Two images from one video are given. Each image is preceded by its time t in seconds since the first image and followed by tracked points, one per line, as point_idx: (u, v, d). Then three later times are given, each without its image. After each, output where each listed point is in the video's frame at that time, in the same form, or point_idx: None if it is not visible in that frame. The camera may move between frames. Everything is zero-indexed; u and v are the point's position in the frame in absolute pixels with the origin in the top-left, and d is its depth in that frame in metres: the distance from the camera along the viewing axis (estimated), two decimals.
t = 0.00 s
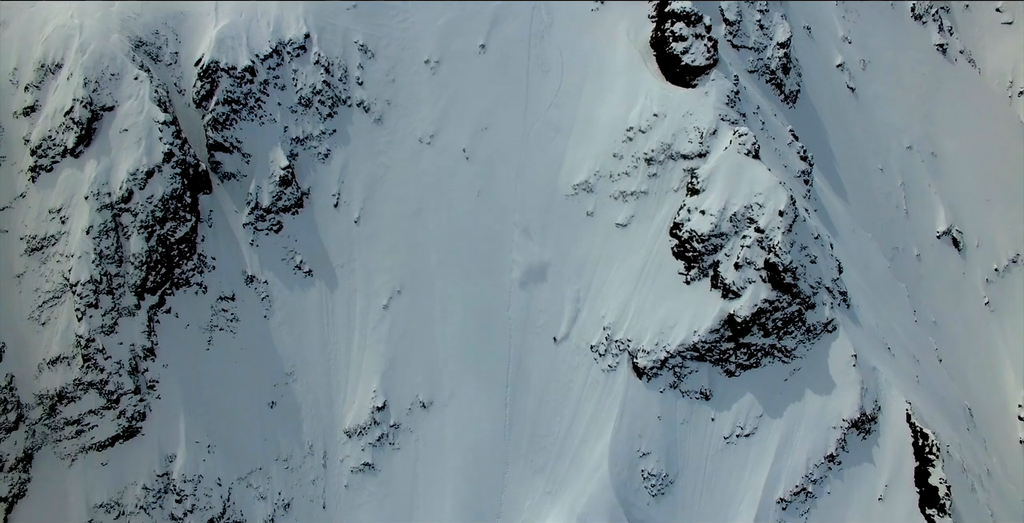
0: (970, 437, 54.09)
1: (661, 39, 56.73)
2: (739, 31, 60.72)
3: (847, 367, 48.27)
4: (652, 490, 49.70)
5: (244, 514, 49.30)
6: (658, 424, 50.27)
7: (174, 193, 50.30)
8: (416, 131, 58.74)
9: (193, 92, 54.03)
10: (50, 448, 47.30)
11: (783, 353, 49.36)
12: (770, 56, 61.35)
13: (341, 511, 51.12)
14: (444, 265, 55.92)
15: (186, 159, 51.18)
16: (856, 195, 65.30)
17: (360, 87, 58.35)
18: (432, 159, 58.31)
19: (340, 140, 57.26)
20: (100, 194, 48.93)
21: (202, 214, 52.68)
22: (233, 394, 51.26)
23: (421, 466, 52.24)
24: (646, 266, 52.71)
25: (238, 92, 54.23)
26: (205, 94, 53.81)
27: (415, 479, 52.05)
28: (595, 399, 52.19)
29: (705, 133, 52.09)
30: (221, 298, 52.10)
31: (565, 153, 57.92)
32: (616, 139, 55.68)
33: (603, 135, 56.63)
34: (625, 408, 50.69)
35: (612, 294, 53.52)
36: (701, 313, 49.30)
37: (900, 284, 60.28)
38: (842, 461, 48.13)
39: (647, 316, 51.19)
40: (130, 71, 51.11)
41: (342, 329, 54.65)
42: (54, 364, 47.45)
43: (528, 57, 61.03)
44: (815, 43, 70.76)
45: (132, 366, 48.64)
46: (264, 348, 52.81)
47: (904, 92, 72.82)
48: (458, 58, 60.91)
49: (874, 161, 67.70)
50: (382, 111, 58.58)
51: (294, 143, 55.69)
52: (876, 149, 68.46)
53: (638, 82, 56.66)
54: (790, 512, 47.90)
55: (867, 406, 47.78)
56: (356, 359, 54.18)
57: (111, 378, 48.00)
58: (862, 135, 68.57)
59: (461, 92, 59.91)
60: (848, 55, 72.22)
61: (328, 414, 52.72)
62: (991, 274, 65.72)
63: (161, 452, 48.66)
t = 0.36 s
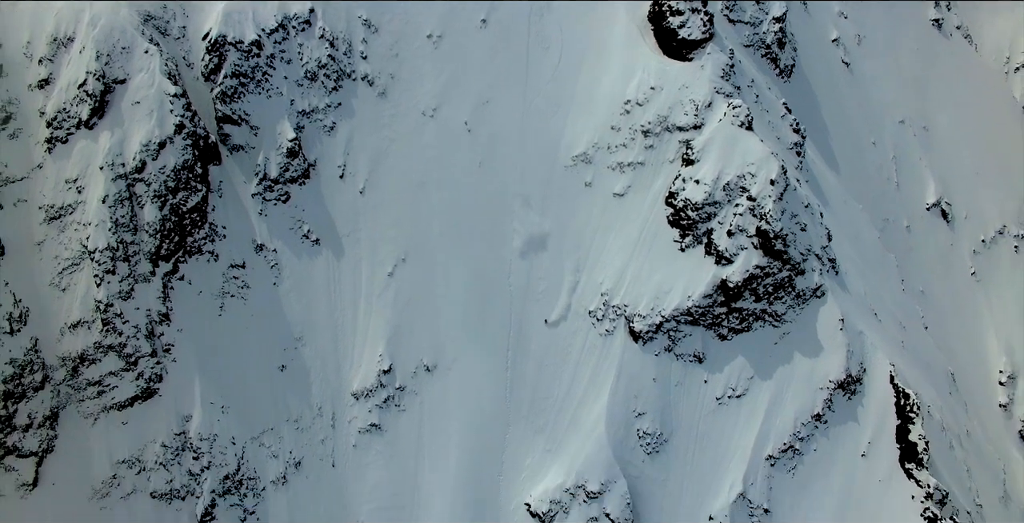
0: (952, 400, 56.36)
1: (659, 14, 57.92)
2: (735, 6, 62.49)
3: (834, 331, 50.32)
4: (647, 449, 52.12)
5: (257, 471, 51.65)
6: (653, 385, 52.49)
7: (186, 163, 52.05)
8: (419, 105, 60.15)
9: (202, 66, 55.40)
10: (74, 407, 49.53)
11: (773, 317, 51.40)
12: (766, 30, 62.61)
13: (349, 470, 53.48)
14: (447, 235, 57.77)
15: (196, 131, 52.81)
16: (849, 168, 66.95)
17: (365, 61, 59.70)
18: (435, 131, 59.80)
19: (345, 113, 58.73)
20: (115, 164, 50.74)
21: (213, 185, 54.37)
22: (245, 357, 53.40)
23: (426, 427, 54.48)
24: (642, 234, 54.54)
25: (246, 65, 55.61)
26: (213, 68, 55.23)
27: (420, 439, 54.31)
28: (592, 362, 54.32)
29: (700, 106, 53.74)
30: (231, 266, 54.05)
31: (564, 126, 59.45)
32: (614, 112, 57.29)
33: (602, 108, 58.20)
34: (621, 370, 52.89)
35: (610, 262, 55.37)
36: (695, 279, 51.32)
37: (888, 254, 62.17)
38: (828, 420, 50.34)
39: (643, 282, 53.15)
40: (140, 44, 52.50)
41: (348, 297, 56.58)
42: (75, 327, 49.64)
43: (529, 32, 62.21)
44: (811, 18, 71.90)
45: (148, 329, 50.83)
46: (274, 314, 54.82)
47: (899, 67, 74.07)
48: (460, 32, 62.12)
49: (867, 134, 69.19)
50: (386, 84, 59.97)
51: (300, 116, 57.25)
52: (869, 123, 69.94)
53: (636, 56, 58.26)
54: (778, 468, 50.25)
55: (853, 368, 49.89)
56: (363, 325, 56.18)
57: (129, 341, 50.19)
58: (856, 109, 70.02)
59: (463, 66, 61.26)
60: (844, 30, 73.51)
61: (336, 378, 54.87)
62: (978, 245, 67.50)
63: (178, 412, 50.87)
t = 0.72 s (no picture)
0: (937, 375, 58.33)
1: None
2: None
3: (823, 307, 52.18)
4: (643, 421, 54.01)
5: (267, 443, 53.63)
6: (650, 360, 54.39)
7: (197, 145, 53.70)
8: (422, 89, 61.73)
9: (210, 51, 56.91)
10: (91, 380, 51.39)
11: (765, 294, 53.29)
12: (760, 15, 65.07)
13: (356, 443, 55.44)
14: (449, 215, 59.52)
15: (206, 114, 54.43)
16: (841, 151, 68.66)
17: (368, 46, 61.22)
18: (437, 114, 61.42)
19: (350, 96, 60.30)
20: (129, 146, 52.36)
21: (222, 166, 56.04)
22: (254, 333, 55.26)
23: (429, 401, 56.39)
24: (639, 215, 56.29)
25: (253, 50, 57.12)
26: (221, 52, 56.70)
27: (424, 413, 56.24)
28: (590, 337, 56.25)
29: (694, 89, 55.35)
30: (241, 245, 55.84)
31: (562, 109, 61.02)
32: (612, 95, 58.94)
33: (600, 91, 59.84)
34: (618, 345, 54.77)
35: (607, 241, 57.15)
36: (689, 257, 53.13)
37: (878, 235, 64.04)
38: (817, 393, 52.19)
39: (640, 260, 55.00)
40: (151, 29, 54.09)
41: (354, 276, 58.42)
42: (92, 303, 51.36)
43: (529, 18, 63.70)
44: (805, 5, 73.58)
45: (162, 305, 52.62)
46: (283, 292, 56.66)
47: (891, 52, 75.64)
48: (461, 18, 63.64)
49: (859, 118, 70.82)
50: (389, 69, 61.56)
51: (306, 99, 58.76)
52: (861, 107, 71.54)
53: (633, 40, 59.87)
54: (769, 440, 52.12)
55: (842, 342, 51.77)
56: (368, 303, 58.01)
57: (144, 317, 51.98)
58: (848, 93, 71.67)
59: (464, 51, 62.79)
60: (837, 17, 75.14)
61: (342, 354, 56.78)
62: (966, 227, 69.13)
63: (191, 386, 52.75)
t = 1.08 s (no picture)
0: (926, 362, 59.93)
1: None
2: None
3: (814, 294, 53.83)
4: (639, 405, 55.65)
5: (274, 428, 55.16)
6: (646, 346, 56.02)
7: (207, 137, 55.33)
8: (424, 84, 63.38)
9: (219, 46, 58.53)
10: (104, 365, 53.00)
11: (758, 281, 54.95)
12: (755, 12, 67.17)
13: (360, 427, 56.94)
14: (452, 206, 61.12)
15: (215, 107, 56.05)
16: (834, 145, 70.37)
17: (373, 42, 62.86)
18: (440, 108, 63.08)
19: (355, 91, 61.95)
20: (141, 138, 54.01)
21: (231, 158, 57.66)
22: (262, 320, 56.87)
23: (431, 387, 57.92)
24: (636, 205, 57.97)
25: (261, 45, 58.71)
26: (230, 47, 58.33)
27: (426, 398, 57.79)
28: (589, 325, 57.89)
29: (690, 83, 57.09)
30: (249, 235, 57.46)
31: (561, 104, 62.69)
32: (610, 90, 60.66)
33: (598, 85, 61.52)
34: (615, 332, 56.42)
35: (605, 231, 58.81)
36: (684, 245, 54.84)
37: (869, 227, 65.75)
38: (808, 378, 53.84)
39: (636, 250, 56.69)
40: (162, 25, 55.74)
41: (359, 265, 60.03)
42: (105, 291, 52.96)
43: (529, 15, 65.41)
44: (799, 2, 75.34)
45: (172, 293, 54.20)
46: (289, 281, 58.28)
47: (883, 49, 77.34)
48: (463, 15, 65.32)
49: (851, 113, 72.54)
50: (393, 64, 63.20)
51: (312, 94, 60.43)
52: (854, 102, 73.24)
53: (630, 36, 61.59)
54: (762, 423, 53.76)
55: (832, 328, 53.36)
56: (372, 292, 59.62)
57: (155, 304, 53.57)
58: (841, 89, 73.40)
59: (466, 47, 64.45)
60: (830, 15, 76.92)
61: (347, 341, 58.38)
62: (955, 219, 70.82)
63: (200, 371, 54.34)
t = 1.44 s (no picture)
0: (914, 348, 61.80)
1: None
2: None
3: (804, 280, 55.70)
4: (636, 389, 57.47)
5: (282, 411, 56.86)
6: (643, 331, 57.85)
7: (217, 129, 57.13)
8: (427, 78, 65.23)
9: (228, 41, 60.31)
10: (118, 350, 54.79)
11: (750, 269, 56.76)
12: (748, 9, 69.13)
13: (365, 411, 58.68)
14: (454, 197, 62.97)
15: (225, 100, 57.84)
16: (826, 138, 72.22)
17: (377, 38, 64.71)
18: (442, 102, 64.91)
19: (359, 85, 63.78)
20: (154, 129, 55.89)
21: (240, 150, 59.48)
22: (270, 307, 58.68)
23: (434, 371, 59.64)
24: (632, 196, 59.81)
25: (269, 40, 60.51)
26: (239, 42, 60.11)
27: (429, 382, 59.45)
28: (587, 311, 59.70)
29: (685, 77, 58.97)
30: (257, 224, 59.24)
31: (560, 98, 64.55)
32: (607, 84, 62.56)
33: (596, 80, 63.40)
34: (613, 317, 58.20)
35: (603, 221, 60.63)
36: (679, 233, 56.71)
37: (860, 218, 67.59)
38: (800, 362, 55.65)
39: (633, 238, 58.45)
40: (174, 20, 57.53)
41: (364, 254, 61.85)
42: (119, 277, 54.81)
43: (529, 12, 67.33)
44: None
45: (184, 279, 56.00)
46: (296, 269, 60.06)
47: (875, 45, 79.23)
48: (464, 12, 67.17)
49: (843, 108, 74.41)
50: (396, 60, 65.04)
51: (318, 88, 62.25)
52: (845, 97, 75.11)
53: (627, 32, 63.48)
54: (755, 405, 55.57)
55: (822, 313, 55.24)
56: (377, 280, 61.41)
57: (167, 290, 55.39)
58: (833, 84, 75.30)
59: (467, 42, 66.32)
60: (822, 12, 78.82)
61: (353, 327, 60.15)
62: (944, 211, 72.68)
63: (210, 355, 56.09)
